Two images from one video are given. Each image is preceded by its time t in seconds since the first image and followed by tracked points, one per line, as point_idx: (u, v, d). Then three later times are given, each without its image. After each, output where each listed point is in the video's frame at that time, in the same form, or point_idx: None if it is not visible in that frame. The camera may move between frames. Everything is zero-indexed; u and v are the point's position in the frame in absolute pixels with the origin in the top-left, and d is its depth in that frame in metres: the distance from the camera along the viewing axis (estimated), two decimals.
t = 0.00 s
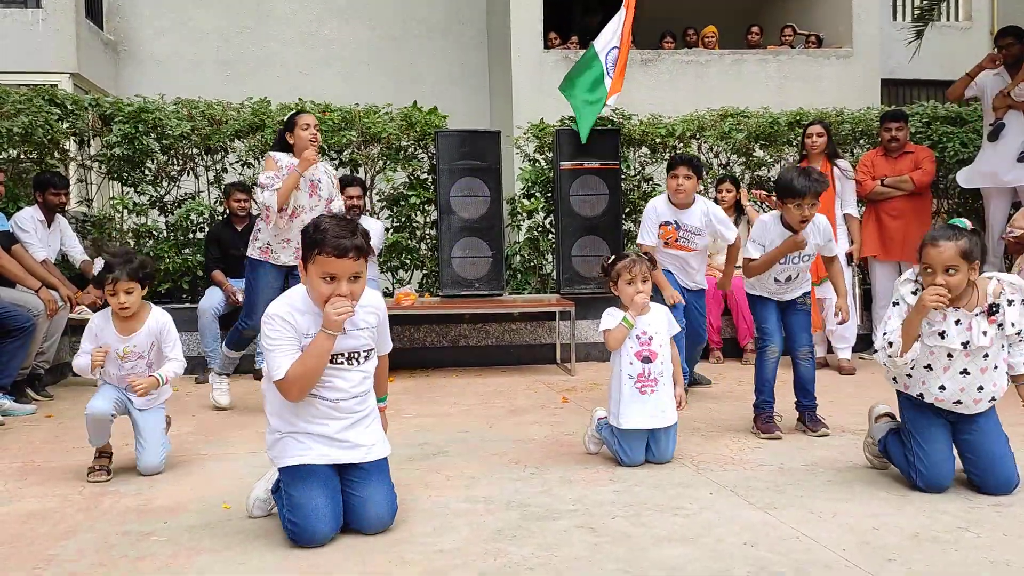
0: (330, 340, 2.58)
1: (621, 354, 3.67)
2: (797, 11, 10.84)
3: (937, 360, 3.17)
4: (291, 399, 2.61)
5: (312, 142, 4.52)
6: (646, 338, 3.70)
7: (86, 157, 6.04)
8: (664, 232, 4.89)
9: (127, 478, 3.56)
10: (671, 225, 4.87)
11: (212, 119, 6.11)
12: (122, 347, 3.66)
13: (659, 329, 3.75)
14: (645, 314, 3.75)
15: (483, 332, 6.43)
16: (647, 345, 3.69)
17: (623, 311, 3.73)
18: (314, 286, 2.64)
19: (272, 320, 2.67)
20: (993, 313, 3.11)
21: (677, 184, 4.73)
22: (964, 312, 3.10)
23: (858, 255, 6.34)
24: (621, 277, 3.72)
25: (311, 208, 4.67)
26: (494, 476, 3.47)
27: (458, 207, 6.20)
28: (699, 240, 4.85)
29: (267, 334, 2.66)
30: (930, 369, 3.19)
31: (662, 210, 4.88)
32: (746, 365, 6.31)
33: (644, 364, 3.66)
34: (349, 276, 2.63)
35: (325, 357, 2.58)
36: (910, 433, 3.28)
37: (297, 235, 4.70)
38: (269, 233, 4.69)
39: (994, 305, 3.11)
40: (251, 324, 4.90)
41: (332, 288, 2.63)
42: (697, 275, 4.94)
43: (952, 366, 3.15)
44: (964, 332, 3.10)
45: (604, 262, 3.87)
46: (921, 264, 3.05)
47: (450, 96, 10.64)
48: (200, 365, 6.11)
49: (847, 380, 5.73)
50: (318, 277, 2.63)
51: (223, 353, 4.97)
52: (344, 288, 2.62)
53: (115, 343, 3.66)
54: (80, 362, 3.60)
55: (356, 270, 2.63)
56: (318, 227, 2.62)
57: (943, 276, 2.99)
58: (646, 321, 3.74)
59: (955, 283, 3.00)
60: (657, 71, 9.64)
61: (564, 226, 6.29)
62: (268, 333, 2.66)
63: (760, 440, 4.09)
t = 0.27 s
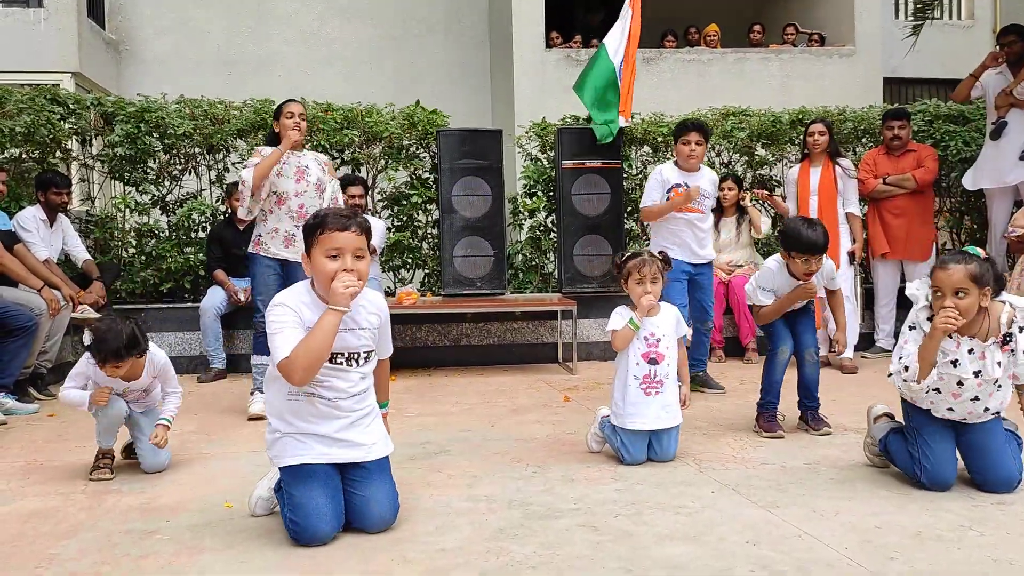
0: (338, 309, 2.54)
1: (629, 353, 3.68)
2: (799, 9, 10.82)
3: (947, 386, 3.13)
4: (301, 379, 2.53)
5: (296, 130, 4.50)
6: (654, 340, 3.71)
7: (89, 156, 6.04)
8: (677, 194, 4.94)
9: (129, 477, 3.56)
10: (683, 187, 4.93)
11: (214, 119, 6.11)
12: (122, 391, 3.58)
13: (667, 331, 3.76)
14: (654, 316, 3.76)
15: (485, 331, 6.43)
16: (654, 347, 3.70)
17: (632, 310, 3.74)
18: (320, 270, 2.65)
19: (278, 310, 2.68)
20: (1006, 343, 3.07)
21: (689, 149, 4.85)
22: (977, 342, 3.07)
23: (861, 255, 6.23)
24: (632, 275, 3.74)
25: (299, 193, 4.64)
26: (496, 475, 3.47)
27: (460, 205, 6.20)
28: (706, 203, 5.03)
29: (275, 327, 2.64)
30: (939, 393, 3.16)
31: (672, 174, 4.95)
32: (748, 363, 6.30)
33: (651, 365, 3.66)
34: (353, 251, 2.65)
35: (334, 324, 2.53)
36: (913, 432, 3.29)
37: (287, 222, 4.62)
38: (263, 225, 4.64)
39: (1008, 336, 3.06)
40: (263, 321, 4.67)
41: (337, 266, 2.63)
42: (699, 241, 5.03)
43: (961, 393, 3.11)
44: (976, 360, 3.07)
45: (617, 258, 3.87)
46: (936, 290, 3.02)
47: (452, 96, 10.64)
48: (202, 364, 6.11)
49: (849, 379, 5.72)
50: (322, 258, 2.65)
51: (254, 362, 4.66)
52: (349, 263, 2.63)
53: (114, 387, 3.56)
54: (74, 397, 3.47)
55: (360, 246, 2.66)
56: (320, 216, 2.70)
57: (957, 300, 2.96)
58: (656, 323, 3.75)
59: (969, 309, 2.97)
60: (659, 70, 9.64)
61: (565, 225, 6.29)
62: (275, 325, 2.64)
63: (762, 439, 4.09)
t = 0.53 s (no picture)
0: (346, 285, 2.54)
1: (639, 350, 3.70)
2: (801, 8, 10.83)
3: (957, 378, 3.11)
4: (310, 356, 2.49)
5: (280, 131, 4.55)
6: (665, 338, 3.71)
7: (91, 157, 6.04)
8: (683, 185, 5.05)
9: (133, 476, 3.56)
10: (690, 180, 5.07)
11: (217, 118, 6.11)
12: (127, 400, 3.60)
13: (678, 329, 3.75)
14: (663, 314, 3.77)
15: (487, 331, 6.43)
16: (664, 344, 3.70)
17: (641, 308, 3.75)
18: (326, 255, 2.67)
19: (289, 295, 2.69)
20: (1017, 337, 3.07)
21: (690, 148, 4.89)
22: (989, 334, 3.07)
23: (864, 255, 6.18)
24: (640, 273, 3.70)
25: (288, 192, 4.63)
26: (499, 474, 3.47)
27: (462, 205, 6.20)
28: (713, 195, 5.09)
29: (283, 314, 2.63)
30: (948, 385, 3.14)
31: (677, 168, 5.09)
32: (750, 363, 6.30)
33: (660, 363, 3.67)
34: (357, 234, 2.68)
35: (342, 298, 2.52)
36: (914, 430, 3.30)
37: (278, 222, 4.58)
38: (255, 231, 4.59)
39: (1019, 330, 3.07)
40: (266, 325, 4.62)
41: (343, 249, 2.66)
42: (702, 235, 5.04)
43: (970, 387, 3.10)
44: (986, 353, 3.07)
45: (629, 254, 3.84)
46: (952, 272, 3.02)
47: (454, 95, 10.64)
48: (205, 364, 6.12)
49: (851, 378, 5.71)
50: (328, 242, 2.67)
51: (258, 365, 4.66)
52: (355, 245, 2.66)
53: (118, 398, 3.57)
54: (83, 418, 3.45)
55: (364, 230, 2.69)
56: (326, 207, 2.75)
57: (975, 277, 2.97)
58: (667, 323, 3.74)
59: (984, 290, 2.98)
60: (661, 69, 9.64)
61: (568, 225, 6.29)
62: (285, 311, 2.64)
63: (765, 438, 4.08)
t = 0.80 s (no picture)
0: (353, 266, 2.55)
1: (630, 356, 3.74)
2: (803, 7, 10.82)
3: (965, 365, 3.12)
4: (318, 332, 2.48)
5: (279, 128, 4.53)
6: (650, 342, 3.70)
7: (95, 157, 6.06)
8: (667, 186, 5.09)
9: (136, 476, 3.57)
10: (673, 179, 5.09)
11: (220, 119, 6.12)
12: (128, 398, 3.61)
13: (665, 333, 3.73)
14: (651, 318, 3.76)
15: (490, 331, 6.43)
16: (650, 349, 3.70)
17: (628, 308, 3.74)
18: (332, 244, 2.68)
19: (298, 283, 2.71)
20: None
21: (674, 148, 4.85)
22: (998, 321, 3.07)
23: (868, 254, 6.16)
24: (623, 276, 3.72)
25: (289, 192, 4.64)
26: (502, 474, 3.47)
27: (464, 205, 6.20)
28: (698, 194, 5.06)
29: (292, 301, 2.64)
30: (954, 373, 3.15)
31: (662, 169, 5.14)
32: (753, 363, 6.29)
33: (648, 367, 3.69)
34: (363, 224, 2.70)
35: (348, 277, 2.52)
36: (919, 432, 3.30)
37: (280, 222, 4.58)
38: (257, 231, 4.58)
39: None
40: (267, 326, 4.63)
41: (348, 237, 2.67)
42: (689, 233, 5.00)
43: (977, 375, 3.11)
44: (994, 341, 3.07)
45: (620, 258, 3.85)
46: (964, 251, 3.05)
47: (456, 95, 10.64)
48: (207, 364, 6.13)
49: (854, 378, 5.71)
50: (334, 232, 2.69)
51: (259, 364, 4.67)
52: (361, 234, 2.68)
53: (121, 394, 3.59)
54: (90, 409, 3.42)
55: (369, 221, 2.71)
56: (331, 203, 2.78)
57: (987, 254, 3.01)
58: (652, 325, 3.73)
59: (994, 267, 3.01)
60: (663, 69, 9.63)
61: (570, 224, 6.29)
62: (293, 299, 2.65)
63: (768, 438, 4.08)
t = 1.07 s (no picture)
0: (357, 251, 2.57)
1: (616, 352, 3.73)
2: (804, 7, 10.82)
3: (970, 354, 3.13)
4: (321, 311, 2.50)
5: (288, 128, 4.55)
6: (638, 336, 3.70)
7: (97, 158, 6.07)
8: (648, 183, 4.94)
9: (139, 476, 3.57)
10: (654, 177, 4.93)
11: (222, 119, 6.12)
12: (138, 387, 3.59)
13: (651, 327, 3.74)
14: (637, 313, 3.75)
15: (491, 331, 6.44)
16: (637, 343, 3.70)
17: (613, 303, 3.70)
18: (335, 235, 2.68)
19: (302, 273, 2.73)
20: None
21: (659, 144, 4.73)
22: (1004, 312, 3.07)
23: (867, 254, 6.18)
24: (613, 267, 3.69)
25: (299, 192, 4.65)
26: (503, 474, 3.48)
27: (466, 205, 6.21)
28: (681, 191, 4.90)
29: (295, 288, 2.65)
30: (959, 362, 3.16)
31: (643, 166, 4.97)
32: (755, 362, 6.30)
33: (636, 361, 3.68)
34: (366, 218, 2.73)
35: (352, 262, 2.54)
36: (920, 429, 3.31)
37: (289, 220, 4.57)
38: (264, 229, 4.55)
39: None
40: (271, 326, 4.63)
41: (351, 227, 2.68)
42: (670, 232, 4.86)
43: (980, 364, 3.12)
44: (999, 330, 3.07)
45: (608, 251, 3.83)
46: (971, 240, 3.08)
47: (458, 95, 10.65)
48: (209, 364, 6.13)
49: (856, 378, 5.71)
50: (336, 224, 2.70)
51: (263, 365, 4.66)
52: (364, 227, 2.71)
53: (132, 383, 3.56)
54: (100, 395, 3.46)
55: (372, 213, 2.73)
56: (335, 199, 2.79)
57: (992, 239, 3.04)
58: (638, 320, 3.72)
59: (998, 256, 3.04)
60: (665, 69, 9.63)
61: (571, 224, 6.29)
62: (297, 287, 2.66)
63: (769, 438, 4.08)
